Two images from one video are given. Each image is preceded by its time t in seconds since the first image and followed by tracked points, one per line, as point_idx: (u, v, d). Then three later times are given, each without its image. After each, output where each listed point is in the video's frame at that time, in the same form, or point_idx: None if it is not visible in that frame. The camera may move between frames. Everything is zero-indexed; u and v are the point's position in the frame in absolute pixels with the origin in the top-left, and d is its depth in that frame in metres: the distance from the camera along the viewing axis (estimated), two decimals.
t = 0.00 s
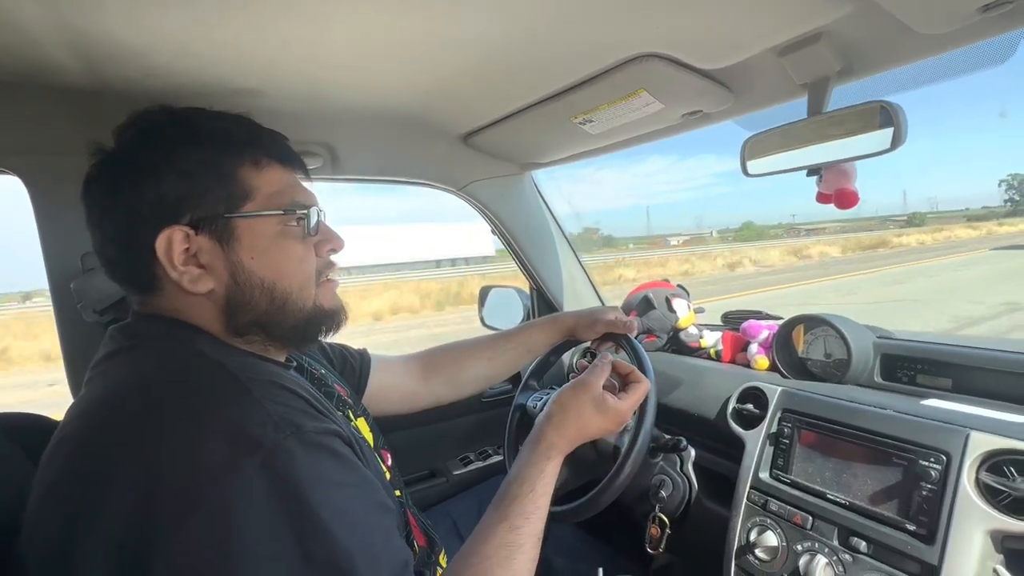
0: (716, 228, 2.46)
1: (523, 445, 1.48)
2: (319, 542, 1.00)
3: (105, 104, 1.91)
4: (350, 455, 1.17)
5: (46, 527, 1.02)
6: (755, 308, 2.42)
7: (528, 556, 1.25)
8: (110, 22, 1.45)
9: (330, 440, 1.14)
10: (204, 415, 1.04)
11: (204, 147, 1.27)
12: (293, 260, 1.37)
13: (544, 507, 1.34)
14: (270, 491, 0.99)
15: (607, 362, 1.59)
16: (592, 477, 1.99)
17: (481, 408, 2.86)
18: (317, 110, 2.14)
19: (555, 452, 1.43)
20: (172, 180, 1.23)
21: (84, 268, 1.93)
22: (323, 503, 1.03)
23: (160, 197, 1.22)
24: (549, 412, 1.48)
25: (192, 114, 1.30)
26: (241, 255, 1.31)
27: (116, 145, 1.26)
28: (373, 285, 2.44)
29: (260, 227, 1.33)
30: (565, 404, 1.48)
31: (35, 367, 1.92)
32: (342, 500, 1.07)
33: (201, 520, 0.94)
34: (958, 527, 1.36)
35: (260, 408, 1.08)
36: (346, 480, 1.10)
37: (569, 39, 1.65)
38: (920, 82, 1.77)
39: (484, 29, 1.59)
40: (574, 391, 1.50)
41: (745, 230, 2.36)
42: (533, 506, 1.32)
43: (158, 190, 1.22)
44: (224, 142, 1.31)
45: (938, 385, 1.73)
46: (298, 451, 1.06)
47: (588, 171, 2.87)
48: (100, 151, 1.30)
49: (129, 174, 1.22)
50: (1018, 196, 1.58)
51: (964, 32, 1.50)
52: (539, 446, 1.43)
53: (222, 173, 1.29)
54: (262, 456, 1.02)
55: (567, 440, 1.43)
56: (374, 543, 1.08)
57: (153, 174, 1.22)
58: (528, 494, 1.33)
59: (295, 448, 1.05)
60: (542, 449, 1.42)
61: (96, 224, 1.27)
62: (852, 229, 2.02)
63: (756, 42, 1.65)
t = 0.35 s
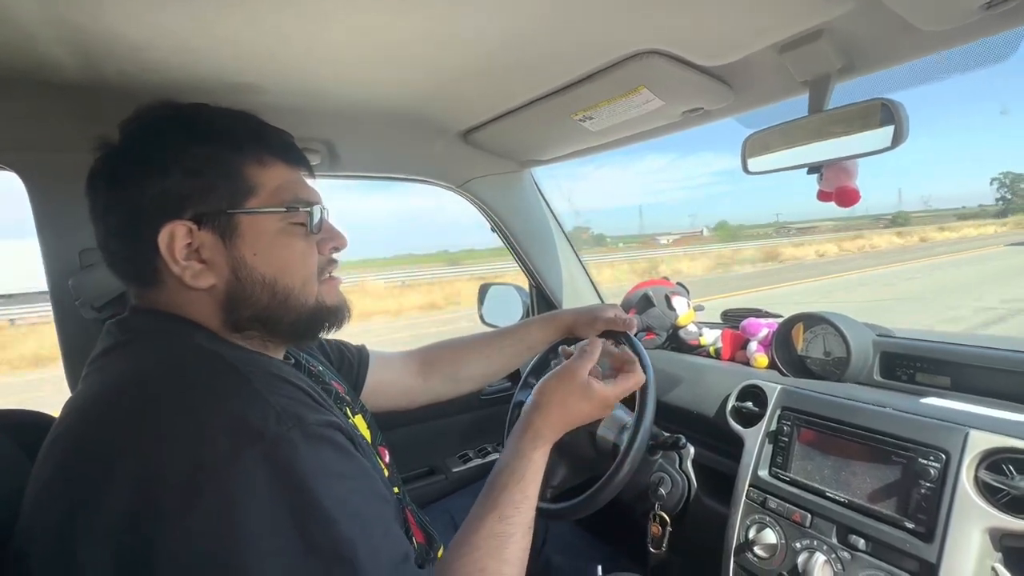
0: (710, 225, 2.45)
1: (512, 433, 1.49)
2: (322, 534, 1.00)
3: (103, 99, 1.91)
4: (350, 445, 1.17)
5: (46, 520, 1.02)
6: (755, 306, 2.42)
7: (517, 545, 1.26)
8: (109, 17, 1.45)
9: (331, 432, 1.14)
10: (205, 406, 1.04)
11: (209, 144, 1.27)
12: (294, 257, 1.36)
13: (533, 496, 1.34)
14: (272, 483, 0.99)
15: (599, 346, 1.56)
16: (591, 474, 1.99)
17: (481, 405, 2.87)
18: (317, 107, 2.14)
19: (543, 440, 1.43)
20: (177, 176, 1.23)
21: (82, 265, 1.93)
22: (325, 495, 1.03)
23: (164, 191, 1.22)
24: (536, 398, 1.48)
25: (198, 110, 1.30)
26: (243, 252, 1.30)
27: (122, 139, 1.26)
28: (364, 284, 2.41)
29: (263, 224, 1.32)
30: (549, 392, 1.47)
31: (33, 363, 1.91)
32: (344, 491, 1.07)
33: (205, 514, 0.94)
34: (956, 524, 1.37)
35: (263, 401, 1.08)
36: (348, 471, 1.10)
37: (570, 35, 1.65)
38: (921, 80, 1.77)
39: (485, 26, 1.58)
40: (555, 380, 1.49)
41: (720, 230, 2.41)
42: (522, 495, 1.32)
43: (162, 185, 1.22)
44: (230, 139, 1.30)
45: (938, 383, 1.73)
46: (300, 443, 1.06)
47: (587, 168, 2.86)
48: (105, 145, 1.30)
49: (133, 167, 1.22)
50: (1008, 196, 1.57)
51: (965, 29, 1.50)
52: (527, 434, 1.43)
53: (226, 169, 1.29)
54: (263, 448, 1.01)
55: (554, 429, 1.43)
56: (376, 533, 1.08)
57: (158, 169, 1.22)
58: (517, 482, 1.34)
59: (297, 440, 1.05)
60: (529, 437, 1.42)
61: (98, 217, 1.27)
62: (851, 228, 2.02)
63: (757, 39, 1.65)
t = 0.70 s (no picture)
0: (711, 225, 2.45)
1: (547, 451, 1.44)
2: (313, 540, 1.00)
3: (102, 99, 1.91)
4: (345, 450, 1.17)
5: (42, 519, 1.02)
6: (755, 306, 2.42)
7: (538, 566, 1.25)
8: (109, 17, 1.45)
9: (326, 436, 1.14)
10: (197, 408, 1.04)
11: (207, 144, 1.28)
12: (284, 261, 1.33)
13: (557, 522, 1.31)
14: (264, 487, 0.99)
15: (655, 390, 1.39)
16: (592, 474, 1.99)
17: (481, 405, 2.87)
18: (317, 107, 2.14)
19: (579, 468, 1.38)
20: (172, 177, 1.25)
21: (82, 264, 1.93)
22: (317, 499, 1.03)
23: (158, 190, 1.24)
24: (580, 424, 1.42)
25: (203, 114, 1.31)
26: (230, 253, 1.28)
27: (136, 139, 1.28)
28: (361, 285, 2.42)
29: (253, 226, 1.30)
30: (594, 424, 1.39)
31: (34, 364, 1.91)
32: (336, 496, 1.07)
33: (196, 515, 0.94)
34: (957, 524, 1.36)
35: (256, 403, 1.08)
36: (342, 476, 1.10)
37: (570, 35, 1.64)
38: (921, 79, 1.77)
39: (485, 26, 1.58)
40: (605, 414, 1.40)
41: (689, 231, 2.54)
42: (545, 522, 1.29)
43: (160, 184, 1.24)
44: (230, 141, 1.30)
45: (939, 382, 1.73)
46: (294, 446, 1.06)
47: (586, 167, 2.86)
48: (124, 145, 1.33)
49: (139, 166, 1.25)
50: (1000, 194, 1.61)
51: (965, 28, 1.50)
52: (562, 459, 1.38)
53: (221, 170, 1.29)
54: (257, 451, 1.01)
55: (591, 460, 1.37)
56: (366, 539, 1.07)
57: (157, 169, 1.24)
58: (545, 507, 1.31)
59: (290, 444, 1.05)
60: (565, 463, 1.37)
61: (111, 216, 1.30)
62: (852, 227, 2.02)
63: (757, 38, 1.64)
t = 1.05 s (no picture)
0: (707, 225, 2.46)
1: (535, 448, 1.45)
2: (314, 531, 1.00)
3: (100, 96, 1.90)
4: (347, 442, 1.17)
5: (41, 509, 1.03)
6: (752, 304, 2.43)
7: (525, 565, 1.25)
8: (107, 15, 1.45)
9: (328, 428, 1.14)
10: (200, 396, 1.05)
11: (229, 145, 1.27)
12: (301, 263, 1.35)
13: (546, 518, 1.32)
14: (266, 479, 1.00)
15: (641, 389, 1.35)
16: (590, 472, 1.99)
17: (479, 403, 2.87)
18: (315, 104, 2.14)
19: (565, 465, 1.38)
20: (193, 175, 1.23)
21: (79, 262, 1.93)
22: (319, 490, 1.03)
23: (178, 188, 1.22)
24: (566, 420, 1.42)
25: (223, 114, 1.30)
26: (251, 253, 1.29)
27: (153, 134, 1.26)
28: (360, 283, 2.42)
29: (273, 228, 1.31)
30: (576, 423, 1.39)
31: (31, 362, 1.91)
32: (337, 488, 1.07)
33: (199, 506, 0.95)
34: (951, 521, 1.37)
35: (261, 390, 1.09)
36: (342, 468, 1.10)
37: (568, 33, 1.65)
38: (918, 78, 1.77)
39: (483, 23, 1.58)
40: (587, 414, 1.40)
41: (659, 233, 2.64)
42: (533, 519, 1.30)
43: (181, 182, 1.22)
44: (249, 143, 1.30)
45: (934, 380, 1.74)
46: (296, 436, 1.06)
47: (585, 165, 2.87)
48: (135, 138, 1.31)
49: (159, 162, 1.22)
50: (991, 193, 1.61)
51: (962, 27, 1.50)
52: (549, 456, 1.39)
53: (241, 171, 1.28)
54: (259, 443, 1.02)
55: (576, 457, 1.38)
56: (368, 531, 1.07)
57: (176, 166, 1.22)
58: (532, 503, 1.32)
59: (294, 434, 1.06)
60: (551, 460, 1.38)
61: (120, 207, 1.27)
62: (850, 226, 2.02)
63: (755, 37, 1.65)
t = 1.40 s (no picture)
0: (705, 224, 2.48)
1: (535, 449, 1.45)
2: (309, 540, 1.00)
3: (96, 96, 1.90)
4: (343, 450, 1.17)
5: (33, 517, 1.02)
6: (751, 303, 2.43)
7: (526, 568, 1.25)
8: (106, 15, 1.45)
9: (323, 437, 1.14)
10: (193, 405, 1.04)
11: (213, 143, 1.27)
12: (293, 260, 1.35)
13: (547, 522, 1.32)
14: (262, 489, 0.99)
15: (646, 392, 1.35)
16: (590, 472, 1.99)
17: (478, 402, 2.87)
18: (314, 104, 2.13)
19: (566, 466, 1.38)
20: (178, 175, 1.23)
21: (76, 262, 1.93)
22: (313, 500, 1.03)
23: (164, 189, 1.22)
24: (567, 421, 1.42)
25: (205, 112, 1.30)
26: (241, 251, 1.29)
27: (130, 135, 1.25)
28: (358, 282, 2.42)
29: (262, 225, 1.31)
30: (584, 422, 1.39)
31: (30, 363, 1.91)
32: (333, 498, 1.07)
33: (195, 514, 0.95)
34: (951, 520, 1.37)
35: (254, 400, 1.09)
36: (338, 478, 1.10)
37: (567, 32, 1.65)
38: (917, 78, 1.77)
39: (482, 23, 1.58)
40: (595, 413, 1.39)
41: (627, 234, 2.79)
42: (533, 522, 1.30)
43: (166, 183, 1.22)
44: (233, 140, 1.30)
45: (933, 380, 1.74)
46: (292, 447, 1.06)
47: (584, 165, 2.86)
48: (115, 140, 1.30)
49: (141, 164, 1.22)
50: (983, 191, 1.64)
51: (962, 27, 1.50)
52: (549, 458, 1.38)
53: (227, 168, 1.28)
54: (254, 453, 1.01)
55: (577, 458, 1.37)
56: (363, 541, 1.06)
57: (160, 168, 1.22)
58: (533, 505, 1.32)
59: (289, 444, 1.05)
60: (551, 462, 1.37)
61: (105, 211, 1.26)
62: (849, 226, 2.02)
63: (755, 36, 1.65)
